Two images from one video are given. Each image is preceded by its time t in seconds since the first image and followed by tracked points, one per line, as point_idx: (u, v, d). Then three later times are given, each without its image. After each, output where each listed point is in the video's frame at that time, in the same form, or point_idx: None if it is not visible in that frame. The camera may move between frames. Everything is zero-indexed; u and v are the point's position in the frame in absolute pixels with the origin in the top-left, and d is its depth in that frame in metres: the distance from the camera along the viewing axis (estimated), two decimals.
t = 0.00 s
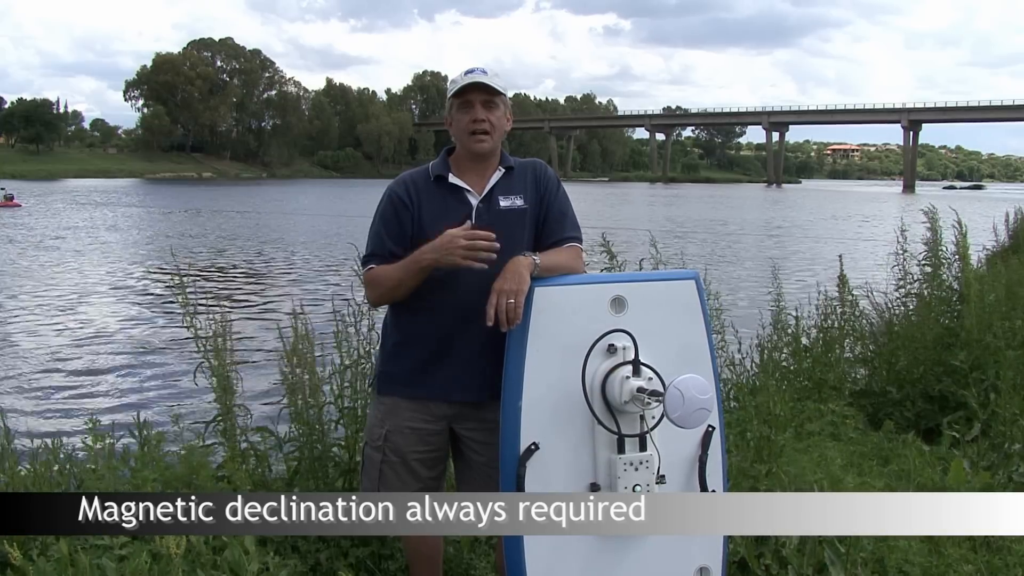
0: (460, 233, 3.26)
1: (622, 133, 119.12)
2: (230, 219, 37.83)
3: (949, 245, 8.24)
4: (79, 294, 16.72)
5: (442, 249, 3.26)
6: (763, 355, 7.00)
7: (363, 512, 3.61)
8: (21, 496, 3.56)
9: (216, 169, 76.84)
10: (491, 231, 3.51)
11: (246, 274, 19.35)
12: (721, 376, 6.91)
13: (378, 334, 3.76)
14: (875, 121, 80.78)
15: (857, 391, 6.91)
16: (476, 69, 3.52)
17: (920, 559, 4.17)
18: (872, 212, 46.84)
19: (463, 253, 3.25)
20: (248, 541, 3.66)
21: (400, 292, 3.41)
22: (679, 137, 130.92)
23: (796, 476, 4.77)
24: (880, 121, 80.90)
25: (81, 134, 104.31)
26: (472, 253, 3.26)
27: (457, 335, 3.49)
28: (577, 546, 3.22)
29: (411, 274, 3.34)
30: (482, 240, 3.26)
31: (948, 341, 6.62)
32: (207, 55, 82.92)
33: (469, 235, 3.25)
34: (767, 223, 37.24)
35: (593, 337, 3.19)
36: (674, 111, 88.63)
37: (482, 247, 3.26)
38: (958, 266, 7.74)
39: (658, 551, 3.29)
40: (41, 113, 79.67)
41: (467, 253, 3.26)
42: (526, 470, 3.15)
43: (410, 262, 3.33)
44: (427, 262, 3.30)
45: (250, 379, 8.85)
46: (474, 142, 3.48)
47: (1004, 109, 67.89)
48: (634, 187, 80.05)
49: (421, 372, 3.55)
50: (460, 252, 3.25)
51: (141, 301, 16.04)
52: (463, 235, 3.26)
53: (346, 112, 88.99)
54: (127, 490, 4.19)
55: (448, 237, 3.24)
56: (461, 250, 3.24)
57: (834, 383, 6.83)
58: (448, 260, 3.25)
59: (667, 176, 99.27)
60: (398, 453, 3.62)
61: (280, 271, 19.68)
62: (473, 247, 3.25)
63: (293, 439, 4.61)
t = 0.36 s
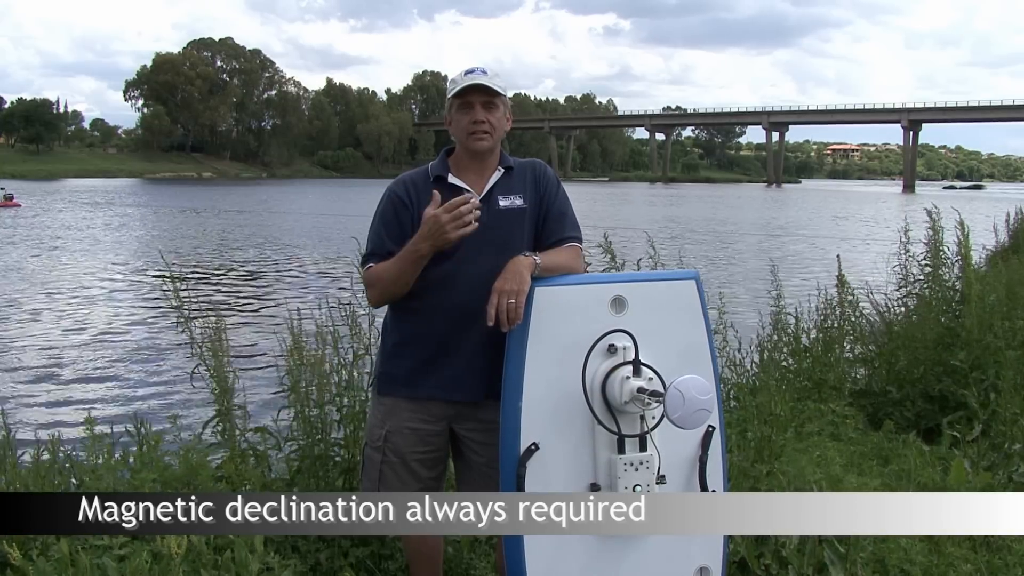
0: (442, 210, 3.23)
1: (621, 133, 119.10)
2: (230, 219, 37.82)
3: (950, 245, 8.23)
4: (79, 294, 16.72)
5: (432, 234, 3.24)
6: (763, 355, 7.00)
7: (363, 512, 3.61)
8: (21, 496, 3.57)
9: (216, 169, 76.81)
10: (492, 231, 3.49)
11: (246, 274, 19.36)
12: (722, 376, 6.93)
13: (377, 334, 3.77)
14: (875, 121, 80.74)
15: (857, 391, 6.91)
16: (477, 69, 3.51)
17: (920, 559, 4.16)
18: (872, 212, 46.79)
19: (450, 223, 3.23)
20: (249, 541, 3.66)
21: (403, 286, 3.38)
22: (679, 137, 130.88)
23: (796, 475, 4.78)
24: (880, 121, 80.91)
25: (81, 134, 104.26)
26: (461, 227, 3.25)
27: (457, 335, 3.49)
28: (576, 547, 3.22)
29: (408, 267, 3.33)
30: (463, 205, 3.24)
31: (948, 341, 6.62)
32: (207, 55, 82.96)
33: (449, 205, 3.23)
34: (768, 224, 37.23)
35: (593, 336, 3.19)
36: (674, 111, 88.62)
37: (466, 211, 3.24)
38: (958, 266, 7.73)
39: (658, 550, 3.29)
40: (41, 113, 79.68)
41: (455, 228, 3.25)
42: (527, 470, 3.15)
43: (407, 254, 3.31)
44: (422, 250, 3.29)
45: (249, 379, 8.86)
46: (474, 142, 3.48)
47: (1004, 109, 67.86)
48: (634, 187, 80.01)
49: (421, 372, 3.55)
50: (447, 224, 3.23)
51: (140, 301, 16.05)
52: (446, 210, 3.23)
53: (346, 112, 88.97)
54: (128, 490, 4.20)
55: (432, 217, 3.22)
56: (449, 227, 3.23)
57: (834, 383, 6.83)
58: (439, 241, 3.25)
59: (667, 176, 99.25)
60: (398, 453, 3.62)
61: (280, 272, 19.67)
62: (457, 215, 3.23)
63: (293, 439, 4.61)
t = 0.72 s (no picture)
0: (440, 217, 3.24)
1: (621, 133, 119.10)
2: (230, 219, 37.82)
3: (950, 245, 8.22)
4: (79, 294, 16.72)
5: (429, 238, 3.25)
6: (763, 355, 7.00)
7: (363, 512, 3.61)
8: (21, 497, 3.56)
9: (216, 169, 76.81)
10: (491, 230, 3.49)
11: (246, 274, 19.36)
12: (722, 376, 6.93)
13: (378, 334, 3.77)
14: (875, 121, 80.71)
15: (857, 391, 6.91)
16: (478, 68, 3.51)
17: (920, 558, 4.16)
18: (873, 212, 46.77)
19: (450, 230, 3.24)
20: (248, 541, 3.65)
21: (401, 285, 3.38)
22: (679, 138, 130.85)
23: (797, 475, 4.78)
24: (879, 121, 80.90)
25: (81, 134, 104.25)
26: (458, 236, 3.26)
27: (457, 334, 3.49)
28: (576, 547, 3.22)
29: (405, 268, 3.33)
30: (462, 213, 3.25)
31: (948, 341, 6.63)
32: (207, 56, 82.99)
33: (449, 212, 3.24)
34: (768, 224, 37.21)
35: (593, 336, 3.19)
36: (674, 111, 88.62)
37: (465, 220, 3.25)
38: (959, 267, 7.72)
39: (657, 550, 3.29)
40: (41, 113, 79.70)
41: (452, 236, 3.25)
42: (526, 470, 3.15)
43: (406, 255, 3.32)
44: (418, 254, 3.30)
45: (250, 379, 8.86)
46: (473, 141, 3.48)
47: (1004, 109, 67.86)
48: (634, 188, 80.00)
49: (421, 372, 3.55)
50: (445, 230, 3.24)
51: (141, 301, 16.05)
52: (444, 217, 3.24)
53: (346, 112, 88.95)
54: (129, 489, 4.21)
55: (430, 222, 3.23)
56: (446, 233, 3.24)
57: (835, 383, 6.83)
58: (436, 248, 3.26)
59: (667, 176, 99.25)
60: (398, 453, 3.62)
61: (281, 272, 19.67)
62: (454, 222, 3.24)
63: (293, 439, 4.62)
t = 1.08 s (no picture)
0: (435, 203, 3.24)
1: (621, 133, 119.07)
2: (231, 219, 37.81)
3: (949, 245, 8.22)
4: (80, 294, 16.71)
5: (425, 226, 3.24)
6: (763, 354, 7.00)
7: (363, 512, 3.62)
8: (21, 496, 3.56)
9: (215, 169, 76.81)
10: (492, 229, 3.49)
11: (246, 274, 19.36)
12: (722, 376, 6.93)
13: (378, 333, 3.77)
14: (875, 121, 80.68)
15: (857, 391, 6.91)
16: (480, 71, 3.50)
17: (920, 558, 4.16)
18: (873, 212, 46.72)
19: (445, 215, 3.24)
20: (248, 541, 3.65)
21: (398, 280, 3.38)
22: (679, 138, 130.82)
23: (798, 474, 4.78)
24: (879, 121, 80.88)
25: (81, 134, 104.27)
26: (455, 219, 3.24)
27: (457, 333, 3.49)
28: (576, 547, 3.22)
29: (403, 259, 3.32)
30: (455, 196, 3.24)
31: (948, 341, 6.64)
32: (207, 56, 82.99)
33: (443, 196, 3.24)
34: (768, 224, 37.20)
35: (594, 336, 3.19)
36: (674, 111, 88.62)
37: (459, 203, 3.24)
38: (958, 267, 7.72)
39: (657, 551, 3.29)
40: (41, 113, 79.74)
41: (449, 220, 3.24)
42: (526, 470, 3.15)
43: (401, 245, 3.31)
44: (416, 243, 3.29)
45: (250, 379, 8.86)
46: (475, 145, 3.49)
47: (1004, 109, 67.84)
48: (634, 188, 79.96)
49: (422, 372, 3.55)
50: (441, 215, 3.23)
51: (141, 301, 16.04)
52: (439, 202, 3.23)
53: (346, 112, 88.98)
54: (129, 489, 4.21)
55: (426, 209, 3.23)
56: (441, 218, 3.23)
57: (835, 383, 6.82)
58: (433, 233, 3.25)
59: (667, 176, 99.20)
60: (398, 453, 3.62)
61: (281, 271, 19.66)
62: (450, 206, 3.23)
63: (294, 439, 4.62)
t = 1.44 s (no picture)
0: (412, 212, 3.20)
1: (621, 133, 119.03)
2: (230, 219, 37.81)
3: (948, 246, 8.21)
4: (79, 294, 16.71)
5: (409, 235, 3.22)
6: (763, 354, 7.00)
7: (363, 512, 3.61)
8: (21, 496, 3.57)
9: (215, 170, 76.81)
10: (492, 229, 3.49)
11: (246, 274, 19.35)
12: (722, 376, 6.93)
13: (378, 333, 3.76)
14: (875, 121, 80.68)
15: (857, 391, 6.91)
16: (489, 71, 3.50)
17: (921, 559, 4.15)
18: (873, 212, 46.68)
19: (423, 221, 3.19)
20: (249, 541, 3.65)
21: (394, 285, 3.37)
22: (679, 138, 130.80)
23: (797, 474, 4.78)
24: (879, 122, 80.87)
25: (81, 134, 104.27)
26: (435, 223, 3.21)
27: (457, 333, 3.48)
28: (576, 546, 3.22)
29: (395, 268, 3.32)
30: (431, 201, 3.19)
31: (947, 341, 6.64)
32: (206, 56, 82.98)
33: (418, 204, 3.18)
34: (768, 224, 37.20)
35: (594, 336, 3.20)
36: (674, 111, 88.62)
37: (435, 207, 3.18)
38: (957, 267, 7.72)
39: (655, 551, 3.29)
40: (41, 113, 79.78)
41: (429, 225, 3.20)
42: (526, 470, 3.15)
43: (392, 256, 3.31)
44: (406, 252, 3.28)
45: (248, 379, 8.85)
46: (477, 146, 3.49)
47: (1003, 109, 67.83)
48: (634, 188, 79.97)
49: (422, 371, 3.55)
50: (421, 222, 3.19)
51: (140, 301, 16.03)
52: (415, 210, 3.19)
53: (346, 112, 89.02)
54: (129, 490, 4.21)
55: (405, 219, 3.20)
56: (421, 226, 3.20)
57: (835, 383, 6.82)
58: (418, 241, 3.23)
59: (667, 176, 99.12)
60: (398, 453, 3.62)
61: (280, 271, 19.66)
62: (427, 212, 3.18)
63: (292, 438, 4.62)
